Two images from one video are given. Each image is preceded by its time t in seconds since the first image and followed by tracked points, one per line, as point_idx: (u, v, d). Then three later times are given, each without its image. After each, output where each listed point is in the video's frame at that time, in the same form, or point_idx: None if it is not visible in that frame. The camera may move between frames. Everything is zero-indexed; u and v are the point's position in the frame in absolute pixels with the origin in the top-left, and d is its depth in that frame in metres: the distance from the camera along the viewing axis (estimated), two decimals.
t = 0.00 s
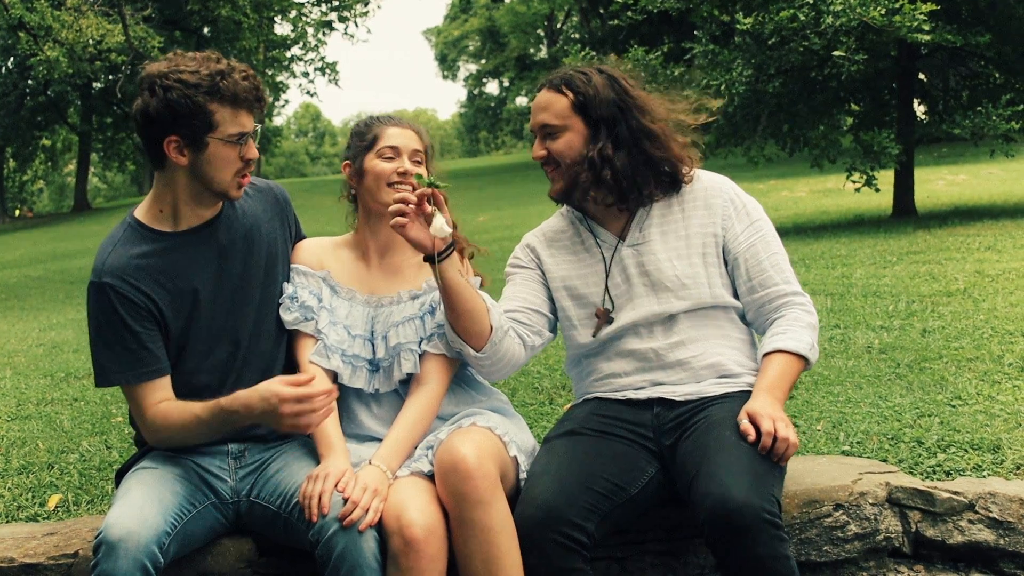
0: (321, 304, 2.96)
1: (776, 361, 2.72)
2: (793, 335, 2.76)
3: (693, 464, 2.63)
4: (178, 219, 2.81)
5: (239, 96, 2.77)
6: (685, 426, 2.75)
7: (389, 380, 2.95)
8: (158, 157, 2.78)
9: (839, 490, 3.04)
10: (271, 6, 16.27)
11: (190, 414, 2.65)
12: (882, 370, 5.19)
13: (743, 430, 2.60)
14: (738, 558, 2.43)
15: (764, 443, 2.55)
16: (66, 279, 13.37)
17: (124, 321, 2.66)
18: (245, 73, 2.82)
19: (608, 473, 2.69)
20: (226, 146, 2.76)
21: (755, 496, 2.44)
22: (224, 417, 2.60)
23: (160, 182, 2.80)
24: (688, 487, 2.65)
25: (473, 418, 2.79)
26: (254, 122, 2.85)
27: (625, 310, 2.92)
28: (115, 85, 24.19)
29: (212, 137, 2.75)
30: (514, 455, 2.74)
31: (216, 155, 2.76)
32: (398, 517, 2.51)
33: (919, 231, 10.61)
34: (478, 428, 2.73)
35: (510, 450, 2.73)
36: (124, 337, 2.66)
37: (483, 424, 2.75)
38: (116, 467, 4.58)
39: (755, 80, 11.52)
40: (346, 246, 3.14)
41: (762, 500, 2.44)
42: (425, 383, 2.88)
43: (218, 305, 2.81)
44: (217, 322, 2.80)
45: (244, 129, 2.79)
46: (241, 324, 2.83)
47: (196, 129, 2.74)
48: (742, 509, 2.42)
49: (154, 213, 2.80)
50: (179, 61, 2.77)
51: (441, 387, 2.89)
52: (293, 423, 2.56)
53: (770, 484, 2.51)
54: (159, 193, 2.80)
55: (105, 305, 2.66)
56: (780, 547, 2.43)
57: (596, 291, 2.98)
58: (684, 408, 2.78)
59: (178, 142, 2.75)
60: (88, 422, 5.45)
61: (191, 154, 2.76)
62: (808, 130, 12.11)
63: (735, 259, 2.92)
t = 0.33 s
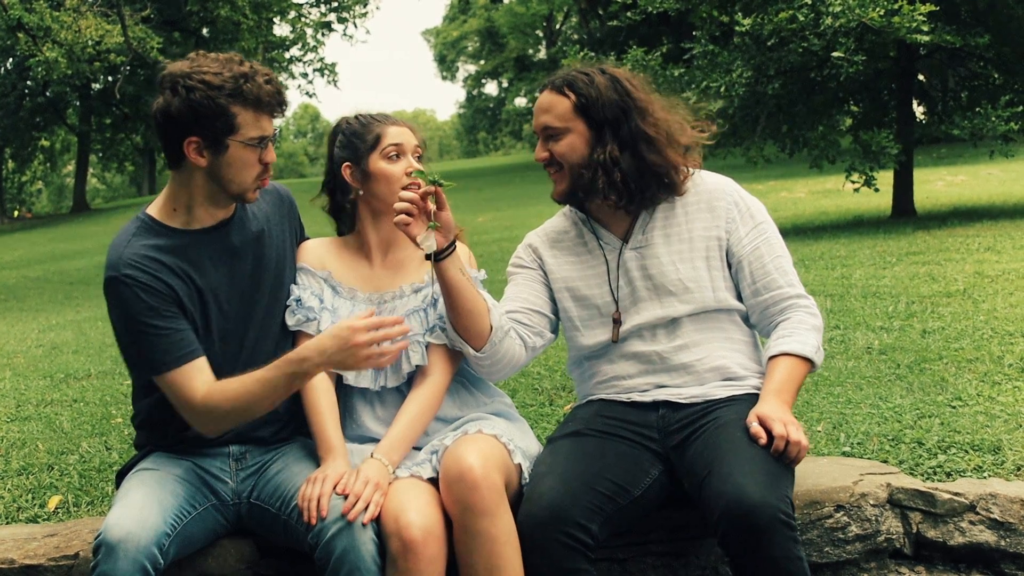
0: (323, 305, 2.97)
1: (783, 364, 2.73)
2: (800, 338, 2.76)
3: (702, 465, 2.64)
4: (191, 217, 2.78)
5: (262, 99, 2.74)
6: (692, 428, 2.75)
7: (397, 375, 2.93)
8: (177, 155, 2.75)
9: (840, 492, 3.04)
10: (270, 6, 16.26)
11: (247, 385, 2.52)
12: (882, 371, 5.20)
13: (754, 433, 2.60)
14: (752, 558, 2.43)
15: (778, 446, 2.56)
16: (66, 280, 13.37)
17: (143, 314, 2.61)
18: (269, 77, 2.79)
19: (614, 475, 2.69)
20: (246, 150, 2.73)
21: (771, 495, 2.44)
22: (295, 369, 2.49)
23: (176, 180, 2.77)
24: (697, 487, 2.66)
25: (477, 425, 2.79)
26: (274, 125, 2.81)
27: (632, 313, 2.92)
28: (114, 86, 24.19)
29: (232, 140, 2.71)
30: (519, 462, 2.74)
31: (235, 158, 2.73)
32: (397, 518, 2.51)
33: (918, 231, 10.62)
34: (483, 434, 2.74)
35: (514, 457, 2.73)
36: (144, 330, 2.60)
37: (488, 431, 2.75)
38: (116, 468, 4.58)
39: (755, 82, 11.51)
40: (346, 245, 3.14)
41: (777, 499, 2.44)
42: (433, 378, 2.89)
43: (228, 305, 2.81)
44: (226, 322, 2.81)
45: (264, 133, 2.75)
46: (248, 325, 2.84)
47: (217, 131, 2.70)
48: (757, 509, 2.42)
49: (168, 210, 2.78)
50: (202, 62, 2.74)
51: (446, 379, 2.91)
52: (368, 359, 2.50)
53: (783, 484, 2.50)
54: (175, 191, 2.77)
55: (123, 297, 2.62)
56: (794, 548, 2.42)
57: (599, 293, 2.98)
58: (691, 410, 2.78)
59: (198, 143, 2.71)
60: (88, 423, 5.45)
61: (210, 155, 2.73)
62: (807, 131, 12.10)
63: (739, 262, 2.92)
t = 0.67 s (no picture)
0: (325, 305, 2.97)
1: (789, 366, 2.73)
2: (804, 341, 2.75)
3: (709, 466, 2.64)
4: (217, 218, 2.75)
5: (291, 106, 2.72)
6: (697, 429, 2.75)
7: (406, 370, 2.92)
8: (201, 158, 2.70)
9: (841, 492, 3.04)
10: (270, 7, 16.24)
11: (300, 367, 2.55)
12: (881, 372, 5.20)
13: (762, 434, 2.60)
14: (762, 558, 2.43)
15: (787, 448, 2.56)
16: (65, 281, 13.37)
17: (179, 308, 2.59)
18: (296, 83, 2.77)
19: (616, 476, 2.69)
20: (272, 156, 2.70)
21: (781, 495, 2.44)
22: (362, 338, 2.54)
23: (200, 183, 2.73)
24: (703, 487, 2.66)
25: (479, 430, 2.79)
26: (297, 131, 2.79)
27: (636, 314, 2.92)
28: (113, 86, 24.17)
29: (261, 146, 2.68)
30: (520, 467, 2.74)
31: (261, 163, 2.70)
32: (393, 519, 2.51)
33: (916, 232, 10.62)
34: (486, 440, 2.74)
35: (516, 463, 2.73)
36: (180, 325, 2.58)
37: (492, 436, 2.75)
38: (116, 469, 4.58)
39: (754, 82, 11.52)
40: (347, 243, 3.15)
41: (788, 500, 2.44)
42: (438, 377, 2.89)
43: (252, 303, 2.81)
44: (249, 321, 2.80)
45: (290, 140, 2.74)
46: (265, 327, 2.85)
47: (246, 137, 2.66)
48: (768, 509, 2.42)
49: (191, 210, 2.74)
50: (229, 65, 2.69)
51: (451, 376, 2.91)
52: (430, 321, 2.63)
53: (792, 485, 2.51)
54: (198, 193, 2.74)
55: (158, 291, 2.60)
56: (803, 549, 2.43)
57: (602, 294, 2.99)
58: (695, 411, 2.79)
59: (225, 147, 2.67)
60: (87, 424, 5.45)
61: (236, 160, 2.69)
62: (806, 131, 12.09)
63: (743, 264, 2.92)
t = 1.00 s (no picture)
0: (333, 306, 2.98)
1: (793, 368, 2.73)
2: (805, 344, 2.75)
3: (712, 467, 2.64)
4: (243, 225, 2.73)
5: (325, 116, 2.69)
6: (699, 431, 2.75)
7: (417, 365, 2.94)
8: (233, 168, 2.67)
9: (842, 494, 3.04)
10: (268, 8, 16.22)
11: (321, 366, 2.57)
12: (881, 373, 5.20)
13: (766, 437, 2.60)
14: (765, 558, 2.43)
15: (791, 450, 2.56)
16: (64, 282, 13.37)
17: (203, 311, 2.56)
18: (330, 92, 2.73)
19: (618, 478, 2.68)
20: (306, 166, 2.67)
21: (786, 496, 2.44)
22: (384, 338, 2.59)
23: (230, 190, 2.70)
24: (705, 488, 2.66)
25: (483, 436, 2.79)
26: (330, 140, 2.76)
27: (640, 316, 2.92)
28: (111, 87, 24.15)
29: (296, 156, 2.65)
30: (524, 472, 2.74)
31: (296, 173, 2.67)
32: (397, 521, 2.51)
33: (915, 233, 10.63)
34: (489, 445, 2.73)
35: (520, 468, 2.73)
36: (203, 329, 2.56)
37: (496, 442, 2.75)
38: (115, 471, 4.57)
39: (753, 84, 11.50)
40: (355, 245, 3.18)
41: (792, 502, 2.44)
42: (445, 377, 2.90)
43: (272, 310, 2.80)
44: (268, 327, 2.79)
45: (323, 149, 2.70)
46: (283, 334, 2.84)
47: (282, 147, 2.63)
48: (772, 511, 2.42)
49: (217, 215, 2.72)
50: (262, 75, 2.66)
51: (457, 379, 2.92)
52: (441, 304, 2.68)
53: (797, 488, 2.51)
54: (226, 199, 2.71)
55: (182, 294, 2.57)
56: (807, 550, 2.43)
57: (605, 296, 2.99)
58: (696, 414, 2.79)
59: (259, 157, 2.64)
60: (86, 425, 5.44)
61: (270, 169, 2.65)
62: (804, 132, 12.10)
63: (747, 267, 2.91)
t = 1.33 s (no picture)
0: (346, 305, 2.99)
1: (795, 369, 2.73)
2: (810, 344, 2.75)
3: (714, 467, 2.64)
4: (263, 229, 2.73)
5: (354, 124, 2.68)
6: (701, 432, 2.75)
7: (432, 363, 2.95)
8: (261, 178, 2.65)
9: (844, 494, 3.03)
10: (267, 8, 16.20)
11: (333, 364, 2.57)
12: (881, 373, 5.20)
13: (768, 438, 2.60)
14: (766, 560, 2.43)
15: (793, 451, 2.56)
16: (64, 282, 13.36)
17: (219, 309, 2.56)
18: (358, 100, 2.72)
19: (619, 480, 2.68)
20: (336, 174, 2.65)
21: (788, 497, 2.44)
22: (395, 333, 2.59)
23: (254, 198, 2.69)
24: (707, 489, 2.66)
25: (489, 440, 2.79)
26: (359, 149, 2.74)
27: (643, 317, 2.92)
28: (110, 88, 24.14)
29: (325, 164, 2.63)
30: (529, 476, 2.74)
31: (326, 182, 2.65)
32: (401, 522, 2.51)
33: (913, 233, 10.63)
34: (495, 451, 2.74)
35: (525, 471, 2.73)
36: (220, 328, 2.55)
37: (502, 447, 2.75)
38: (115, 471, 4.56)
39: (753, 83, 11.47)
40: (367, 243, 3.19)
41: (795, 502, 2.44)
42: (454, 379, 2.90)
43: (286, 315, 2.81)
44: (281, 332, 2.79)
45: (353, 157, 2.68)
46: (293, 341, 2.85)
47: (310, 155, 2.61)
48: (774, 512, 2.42)
49: (237, 218, 2.72)
50: (291, 86, 2.65)
51: (466, 383, 2.92)
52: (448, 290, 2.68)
53: (799, 489, 2.51)
54: (249, 205, 2.71)
55: (198, 291, 2.57)
56: (808, 551, 2.43)
57: (608, 297, 2.99)
58: (699, 414, 2.79)
59: (288, 167, 2.62)
60: (86, 425, 5.43)
61: (300, 179, 2.64)
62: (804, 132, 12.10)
63: (751, 268, 2.91)
